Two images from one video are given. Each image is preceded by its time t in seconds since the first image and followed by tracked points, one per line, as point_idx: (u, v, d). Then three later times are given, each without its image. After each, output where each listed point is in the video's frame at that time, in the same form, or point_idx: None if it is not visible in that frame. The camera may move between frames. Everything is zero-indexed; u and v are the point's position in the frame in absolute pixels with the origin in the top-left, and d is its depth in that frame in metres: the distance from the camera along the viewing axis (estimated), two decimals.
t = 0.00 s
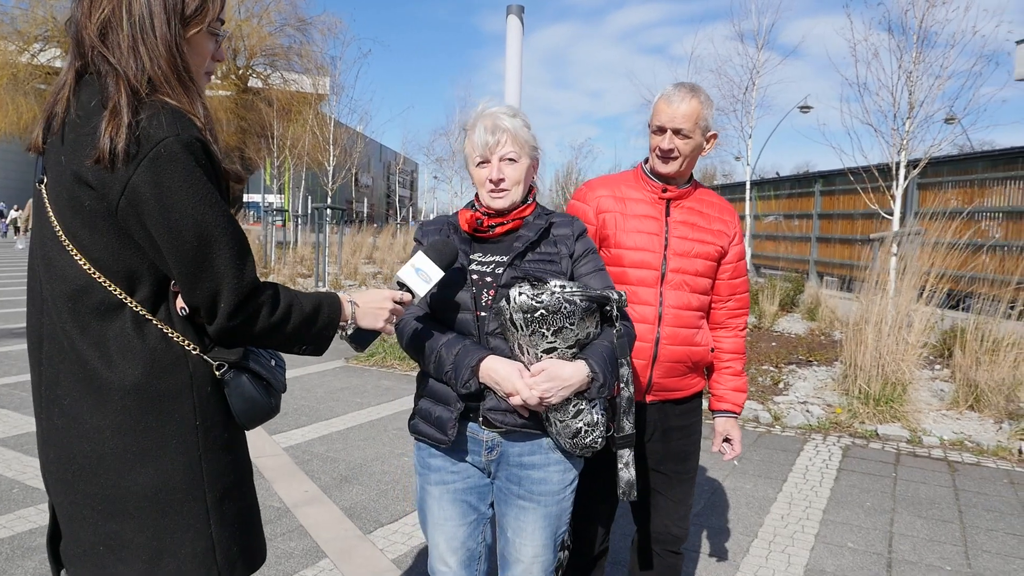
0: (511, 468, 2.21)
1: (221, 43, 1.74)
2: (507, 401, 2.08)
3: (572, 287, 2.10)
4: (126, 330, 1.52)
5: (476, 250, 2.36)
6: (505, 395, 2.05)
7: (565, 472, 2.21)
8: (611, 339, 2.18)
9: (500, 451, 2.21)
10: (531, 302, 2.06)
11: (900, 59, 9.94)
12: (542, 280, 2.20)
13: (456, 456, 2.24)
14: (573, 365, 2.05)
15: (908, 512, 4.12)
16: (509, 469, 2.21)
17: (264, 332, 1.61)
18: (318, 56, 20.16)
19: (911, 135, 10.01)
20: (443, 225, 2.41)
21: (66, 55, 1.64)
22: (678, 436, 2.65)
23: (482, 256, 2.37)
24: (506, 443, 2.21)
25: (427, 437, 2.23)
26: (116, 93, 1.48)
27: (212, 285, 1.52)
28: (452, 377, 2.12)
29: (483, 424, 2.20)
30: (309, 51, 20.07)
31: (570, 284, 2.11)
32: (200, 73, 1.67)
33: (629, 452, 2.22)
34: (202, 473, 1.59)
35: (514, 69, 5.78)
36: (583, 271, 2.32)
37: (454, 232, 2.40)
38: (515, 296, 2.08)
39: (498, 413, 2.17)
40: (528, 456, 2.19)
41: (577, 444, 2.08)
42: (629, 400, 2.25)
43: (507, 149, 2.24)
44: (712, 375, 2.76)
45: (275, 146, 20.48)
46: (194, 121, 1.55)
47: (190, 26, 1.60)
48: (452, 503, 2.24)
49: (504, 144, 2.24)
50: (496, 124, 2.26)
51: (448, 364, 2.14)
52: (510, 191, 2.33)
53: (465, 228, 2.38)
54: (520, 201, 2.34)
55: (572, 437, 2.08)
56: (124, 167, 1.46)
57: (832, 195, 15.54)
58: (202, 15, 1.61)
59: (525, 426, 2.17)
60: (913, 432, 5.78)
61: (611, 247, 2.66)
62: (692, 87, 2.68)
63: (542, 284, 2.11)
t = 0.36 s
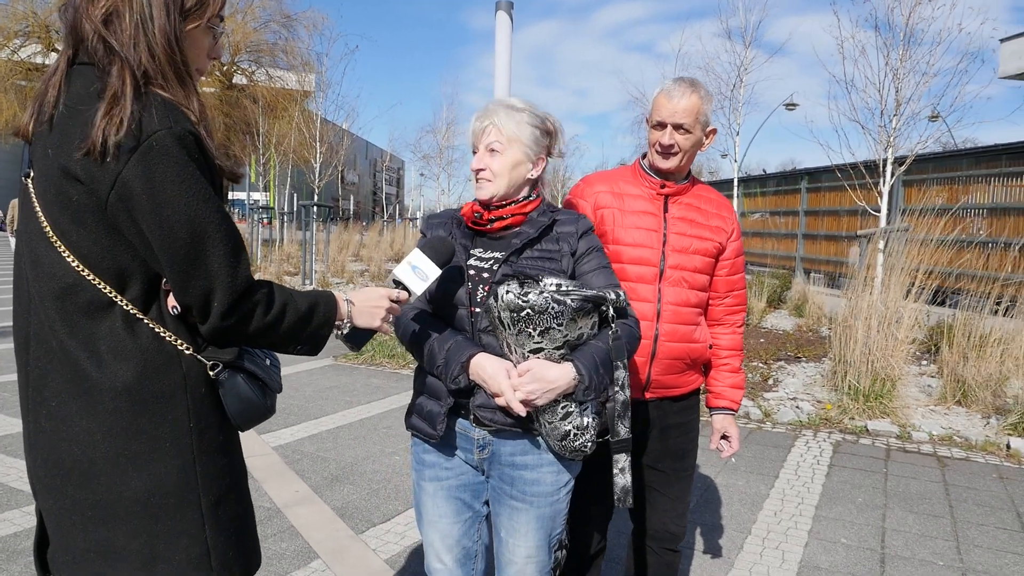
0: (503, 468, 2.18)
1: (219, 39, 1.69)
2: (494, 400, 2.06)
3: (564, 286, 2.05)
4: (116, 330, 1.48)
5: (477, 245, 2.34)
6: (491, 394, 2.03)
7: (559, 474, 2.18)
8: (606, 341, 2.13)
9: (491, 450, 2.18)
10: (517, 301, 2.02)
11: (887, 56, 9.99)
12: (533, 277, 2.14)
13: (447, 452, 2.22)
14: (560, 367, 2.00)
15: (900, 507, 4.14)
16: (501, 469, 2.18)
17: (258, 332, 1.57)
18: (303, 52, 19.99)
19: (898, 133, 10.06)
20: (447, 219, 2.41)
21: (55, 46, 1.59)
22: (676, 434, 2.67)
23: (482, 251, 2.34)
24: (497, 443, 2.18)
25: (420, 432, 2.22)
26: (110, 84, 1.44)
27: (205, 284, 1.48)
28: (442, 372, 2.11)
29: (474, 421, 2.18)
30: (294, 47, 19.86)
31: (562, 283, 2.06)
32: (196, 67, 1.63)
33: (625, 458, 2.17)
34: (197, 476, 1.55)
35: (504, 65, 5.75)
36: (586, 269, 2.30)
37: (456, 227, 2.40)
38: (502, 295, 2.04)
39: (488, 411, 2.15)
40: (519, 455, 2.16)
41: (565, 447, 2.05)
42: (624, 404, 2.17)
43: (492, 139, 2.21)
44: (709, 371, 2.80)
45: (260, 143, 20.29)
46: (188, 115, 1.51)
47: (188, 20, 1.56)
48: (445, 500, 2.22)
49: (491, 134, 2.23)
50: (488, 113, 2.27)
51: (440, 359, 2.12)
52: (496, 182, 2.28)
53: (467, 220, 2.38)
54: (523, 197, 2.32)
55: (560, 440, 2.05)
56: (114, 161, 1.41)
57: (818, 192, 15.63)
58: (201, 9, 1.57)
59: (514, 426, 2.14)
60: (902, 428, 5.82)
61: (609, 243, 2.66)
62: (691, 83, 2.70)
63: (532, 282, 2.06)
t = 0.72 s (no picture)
0: (491, 467, 2.16)
1: (206, 30, 1.67)
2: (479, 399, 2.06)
3: (554, 287, 2.04)
4: (112, 330, 1.46)
5: (474, 242, 2.34)
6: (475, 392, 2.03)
7: (546, 476, 2.15)
8: (595, 346, 2.10)
9: (478, 448, 2.17)
10: (503, 300, 2.01)
11: (875, 56, 10.04)
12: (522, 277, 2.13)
13: (434, 447, 2.22)
14: (545, 369, 2.00)
15: (892, 504, 4.16)
16: (489, 468, 2.17)
17: (257, 329, 1.55)
18: (292, 51, 19.87)
19: (886, 132, 10.12)
20: (448, 215, 2.42)
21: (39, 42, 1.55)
22: (673, 433, 2.68)
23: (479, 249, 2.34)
24: (484, 441, 2.16)
25: (410, 427, 2.23)
26: (98, 77, 1.41)
27: (203, 282, 1.46)
28: (427, 368, 2.11)
29: (460, 419, 2.17)
30: (283, 46, 19.75)
31: (552, 284, 2.04)
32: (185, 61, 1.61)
33: (611, 464, 2.17)
34: (197, 477, 1.54)
35: (495, 63, 5.73)
36: (582, 272, 2.28)
37: (456, 223, 2.40)
38: (489, 293, 2.04)
39: (472, 411, 2.13)
40: (506, 455, 2.15)
41: (549, 450, 2.05)
42: (612, 410, 2.15)
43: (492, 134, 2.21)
44: (706, 370, 2.81)
45: (250, 142, 20.16)
46: (179, 110, 1.49)
47: (176, 11, 1.53)
48: (436, 496, 2.22)
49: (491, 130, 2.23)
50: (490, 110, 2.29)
51: (427, 355, 2.12)
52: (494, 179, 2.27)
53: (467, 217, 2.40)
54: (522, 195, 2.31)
55: (545, 442, 2.05)
56: (107, 159, 1.39)
57: (807, 191, 15.71)
58: None
59: (498, 426, 2.13)
60: (893, 425, 5.85)
61: (606, 242, 2.66)
62: (688, 81, 2.71)
63: (521, 282, 2.05)
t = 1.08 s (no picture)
0: (484, 467, 2.16)
1: (207, 27, 1.66)
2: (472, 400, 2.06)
3: (543, 286, 2.03)
4: (108, 328, 1.44)
5: (462, 243, 2.33)
6: (467, 393, 2.02)
7: (540, 475, 2.15)
8: (586, 344, 2.11)
9: (470, 448, 2.16)
10: (492, 301, 2.01)
11: (871, 61, 10.07)
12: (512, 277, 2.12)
13: (427, 448, 2.21)
14: (534, 369, 1.99)
15: (885, 508, 4.17)
16: (482, 468, 2.16)
17: (252, 329, 1.54)
18: (288, 48, 19.78)
19: (881, 137, 10.16)
20: (437, 215, 2.42)
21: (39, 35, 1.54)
22: (669, 436, 2.69)
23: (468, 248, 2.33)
24: (477, 441, 2.15)
25: (402, 429, 2.22)
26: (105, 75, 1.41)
27: (200, 281, 1.45)
28: (420, 370, 2.10)
29: (453, 420, 2.15)
30: (279, 43, 19.67)
31: (540, 284, 2.04)
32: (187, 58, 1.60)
33: (604, 461, 2.19)
34: (192, 476, 1.53)
35: (492, 64, 5.73)
36: (572, 270, 2.28)
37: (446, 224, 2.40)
38: (479, 294, 2.04)
39: (465, 411, 2.12)
40: (500, 455, 2.14)
41: (542, 449, 2.05)
42: (603, 407, 2.17)
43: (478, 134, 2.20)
44: (703, 373, 2.82)
45: (244, 140, 20.07)
46: (181, 108, 1.48)
47: (180, 9, 1.53)
48: (428, 497, 2.21)
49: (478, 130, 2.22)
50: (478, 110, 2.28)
51: (419, 357, 2.11)
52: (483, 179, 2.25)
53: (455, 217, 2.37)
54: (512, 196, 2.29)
55: (538, 441, 2.05)
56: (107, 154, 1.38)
57: (801, 195, 15.76)
58: None
59: (491, 426, 2.12)
60: (886, 429, 5.88)
61: (603, 244, 2.67)
62: (689, 82, 2.71)
63: (510, 282, 2.05)
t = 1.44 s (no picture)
0: (482, 465, 2.17)
1: (197, 25, 1.66)
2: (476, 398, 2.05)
3: (543, 283, 2.06)
4: (106, 329, 1.45)
5: (451, 243, 2.32)
6: (473, 391, 2.02)
7: (538, 470, 2.18)
8: (585, 338, 2.15)
9: (469, 447, 2.17)
10: (499, 298, 2.01)
11: (868, 62, 10.09)
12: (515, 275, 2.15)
13: (426, 450, 2.20)
14: (542, 363, 2.02)
15: (882, 508, 4.18)
16: (480, 467, 2.17)
17: (252, 327, 1.55)
18: (285, 49, 19.76)
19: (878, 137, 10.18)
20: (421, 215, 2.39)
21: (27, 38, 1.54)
22: (667, 436, 2.69)
23: (456, 249, 2.33)
24: (476, 440, 2.16)
25: (398, 431, 2.19)
26: (89, 74, 1.40)
27: (199, 280, 1.45)
28: (421, 371, 2.09)
29: (452, 419, 2.15)
30: (277, 44, 19.65)
31: (542, 280, 2.07)
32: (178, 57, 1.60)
33: (600, 453, 2.27)
34: (194, 476, 1.53)
35: (490, 64, 5.73)
36: (562, 267, 2.30)
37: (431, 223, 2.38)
38: (484, 292, 2.04)
39: (466, 409, 2.12)
40: (498, 453, 2.16)
41: (545, 444, 2.05)
42: (601, 400, 2.22)
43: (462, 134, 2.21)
44: (701, 373, 2.83)
45: (242, 140, 20.06)
46: (173, 107, 1.47)
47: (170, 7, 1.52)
48: (425, 499, 2.20)
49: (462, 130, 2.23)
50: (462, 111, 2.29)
51: (418, 358, 2.10)
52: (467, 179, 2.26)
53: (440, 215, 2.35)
54: (496, 194, 2.29)
55: (541, 436, 2.05)
56: (101, 156, 1.38)
57: (798, 195, 15.79)
58: None
59: (493, 423, 2.13)
60: (883, 429, 5.89)
61: (603, 245, 2.68)
62: (688, 82, 2.71)
63: (513, 280, 2.06)
